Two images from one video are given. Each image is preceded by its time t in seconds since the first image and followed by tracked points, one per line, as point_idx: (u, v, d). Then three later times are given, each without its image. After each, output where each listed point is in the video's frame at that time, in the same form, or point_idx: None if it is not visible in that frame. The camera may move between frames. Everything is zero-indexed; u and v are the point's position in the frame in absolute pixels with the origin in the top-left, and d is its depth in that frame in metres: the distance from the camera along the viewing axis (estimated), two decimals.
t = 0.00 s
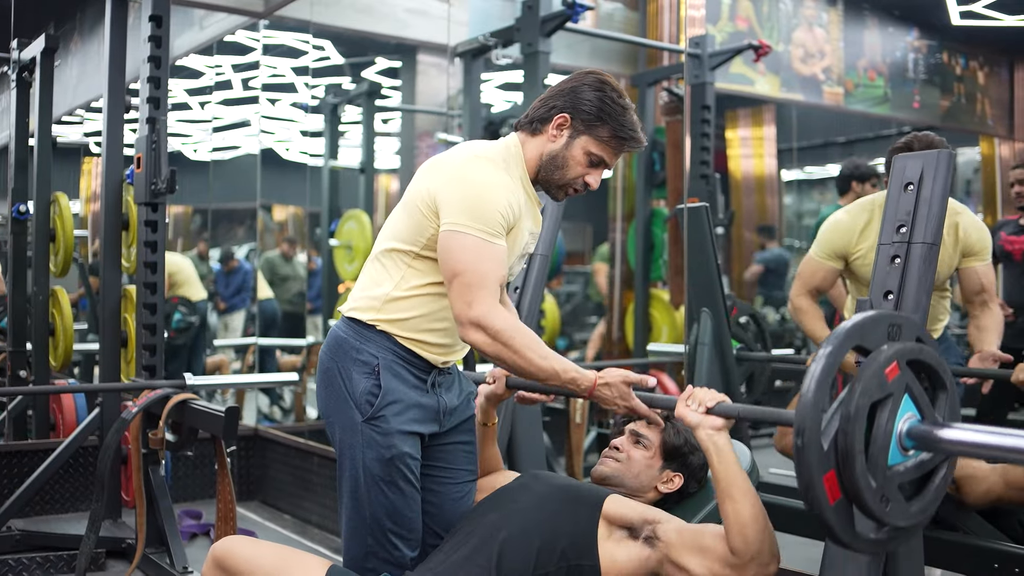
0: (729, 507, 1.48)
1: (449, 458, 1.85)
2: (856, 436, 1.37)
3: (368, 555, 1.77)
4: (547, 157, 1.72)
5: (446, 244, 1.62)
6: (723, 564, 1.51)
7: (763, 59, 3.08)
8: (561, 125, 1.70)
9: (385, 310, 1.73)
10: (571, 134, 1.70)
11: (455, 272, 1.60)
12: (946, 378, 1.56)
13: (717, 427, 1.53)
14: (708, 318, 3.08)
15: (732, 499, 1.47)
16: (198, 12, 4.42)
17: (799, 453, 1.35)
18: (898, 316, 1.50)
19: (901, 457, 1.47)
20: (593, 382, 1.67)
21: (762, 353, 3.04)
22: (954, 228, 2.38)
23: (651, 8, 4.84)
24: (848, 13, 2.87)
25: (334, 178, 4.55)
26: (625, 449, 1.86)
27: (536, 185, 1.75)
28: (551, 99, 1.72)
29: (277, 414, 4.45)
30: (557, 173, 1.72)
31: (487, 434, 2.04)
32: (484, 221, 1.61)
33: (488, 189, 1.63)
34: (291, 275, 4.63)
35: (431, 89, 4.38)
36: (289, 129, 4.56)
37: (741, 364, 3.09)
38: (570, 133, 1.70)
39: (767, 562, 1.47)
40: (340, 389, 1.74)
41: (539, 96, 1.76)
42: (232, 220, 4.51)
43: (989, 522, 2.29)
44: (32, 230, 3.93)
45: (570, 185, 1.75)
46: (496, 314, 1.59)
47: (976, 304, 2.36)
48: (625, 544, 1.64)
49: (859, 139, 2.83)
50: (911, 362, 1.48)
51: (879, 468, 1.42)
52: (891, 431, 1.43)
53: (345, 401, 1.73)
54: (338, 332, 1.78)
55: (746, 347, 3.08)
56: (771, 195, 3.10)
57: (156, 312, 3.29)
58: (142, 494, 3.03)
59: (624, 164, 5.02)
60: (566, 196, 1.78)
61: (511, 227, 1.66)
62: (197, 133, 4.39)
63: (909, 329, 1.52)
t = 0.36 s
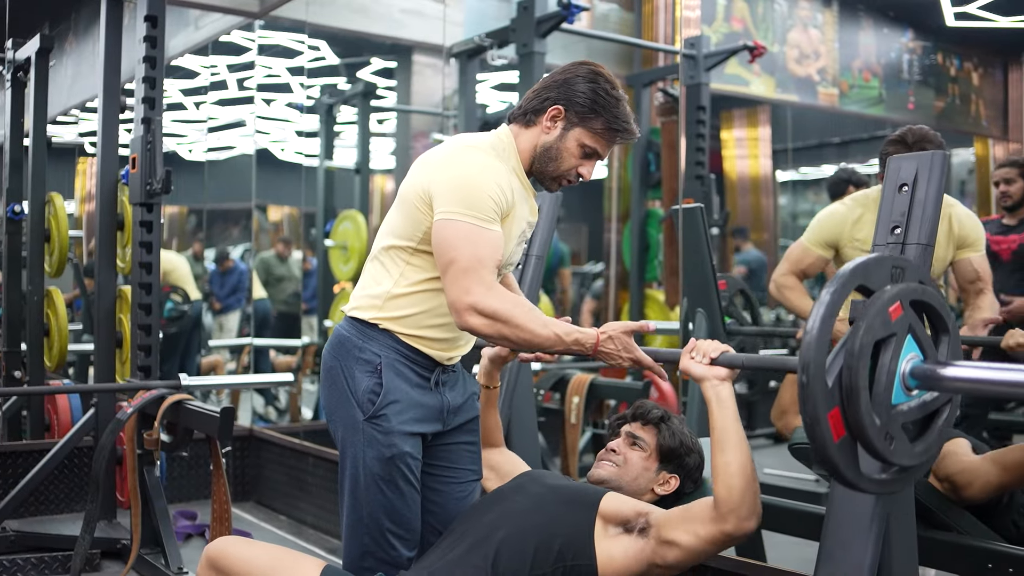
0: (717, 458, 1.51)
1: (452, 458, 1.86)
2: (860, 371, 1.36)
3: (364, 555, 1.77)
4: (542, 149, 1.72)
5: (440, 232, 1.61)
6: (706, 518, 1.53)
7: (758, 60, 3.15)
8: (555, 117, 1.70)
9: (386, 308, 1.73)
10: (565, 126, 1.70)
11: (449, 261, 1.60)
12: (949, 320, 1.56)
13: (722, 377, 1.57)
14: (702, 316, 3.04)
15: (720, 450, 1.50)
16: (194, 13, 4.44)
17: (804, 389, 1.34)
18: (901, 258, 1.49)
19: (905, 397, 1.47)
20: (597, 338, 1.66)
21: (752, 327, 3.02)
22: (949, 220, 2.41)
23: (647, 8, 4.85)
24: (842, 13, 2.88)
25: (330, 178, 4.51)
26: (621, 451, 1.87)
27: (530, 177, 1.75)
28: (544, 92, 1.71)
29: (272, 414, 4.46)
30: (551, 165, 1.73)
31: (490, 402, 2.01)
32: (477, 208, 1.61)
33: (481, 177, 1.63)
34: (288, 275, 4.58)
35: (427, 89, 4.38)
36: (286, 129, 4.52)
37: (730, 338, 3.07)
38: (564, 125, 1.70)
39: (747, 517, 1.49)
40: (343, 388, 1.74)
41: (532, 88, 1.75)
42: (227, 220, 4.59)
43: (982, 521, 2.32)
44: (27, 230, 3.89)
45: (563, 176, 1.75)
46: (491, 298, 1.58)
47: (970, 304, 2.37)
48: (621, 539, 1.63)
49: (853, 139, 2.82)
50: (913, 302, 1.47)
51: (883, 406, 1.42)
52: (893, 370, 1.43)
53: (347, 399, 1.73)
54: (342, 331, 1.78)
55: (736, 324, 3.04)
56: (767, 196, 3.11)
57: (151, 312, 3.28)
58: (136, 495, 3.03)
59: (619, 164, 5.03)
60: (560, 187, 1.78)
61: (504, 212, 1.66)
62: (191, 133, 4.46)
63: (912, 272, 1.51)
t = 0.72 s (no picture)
0: (699, 413, 1.52)
1: (451, 459, 1.86)
2: (856, 315, 1.38)
3: (360, 557, 1.77)
4: (528, 140, 1.73)
5: (428, 224, 1.61)
6: (682, 480, 1.53)
7: (751, 61, 3.14)
8: (541, 108, 1.71)
9: (386, 308, 1.73)
10: (552, 117, 1.71)
11: (439, 252, 1.59)
12: (940, 267, 1.59)
13: (718, 334, 1.58)
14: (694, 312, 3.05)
15: (704, 405, 1.51)
16: (187, 13, 4.55)
17: (799, 333, 1.35)
18: (894, 205, 1.50)
19: (899, 342, 1.49)
20: (590, 304, 1.64)
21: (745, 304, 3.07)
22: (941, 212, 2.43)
23: (640, 10, 4.85)
24: (836, 15, 2.87)
25: (323, 178, 4.46)
26: (614, 454, 1.87)
27: (517, 169, 1.75)
28: (528, 83, 1.72)
29: (266, 414, 4.43)
30: (538, 156, 1.73)
31: (485, 365, 2.01)
32: (465, 197, 1.60)
33: (468, 167, 1.62)
34: (281, 275, 4.54)
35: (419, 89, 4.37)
36: (278, 130, 4.51)
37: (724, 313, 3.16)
38: (550, 116, 1.71)
39: (717, 476, 1.49)
40: (343, 389, 1.74)
41: (518, 80, 1.76)
42: (221, 220, 4.58)
43: (973, 522, 2.27)
44: (20, 231, 3.87)
45: (550, 167, 1.75)
46: (482, 283, 1.57)
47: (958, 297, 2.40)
48: (610, 538, 1.61)
49: (846, 141, 2.81)
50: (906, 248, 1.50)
51: (877, 349, 1.44)
52: (888, 314, 1.45)
53: (347, 401, 1.73)
54: (343, 333, 1.78)
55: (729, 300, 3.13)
56: (760, 197, 3.06)
57: (145, 313, 3.27)
58: (130, 497, 3.02)
59: (613, 164, 5.04)
60: (547, 179, 1.78)
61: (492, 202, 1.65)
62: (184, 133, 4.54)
63: (908, 221, 1.52)
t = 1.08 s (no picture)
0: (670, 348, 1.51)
1: (451, 463, 1.86)
2: (849, 252, 1.37)
3: (358, 563, 1.77)
4: (514, 136, 1.73)
5: (418, 219, 1.61)
6: (648, 428, 1.54)
7: (745, 63, 3.16)
8: (526, 104, 1.71)
9: (385, 313, 1.73)
10: (537, 113, 1.71)
11: (430, 247, 1.58)
12: (932, 208, 1.59)
13: (709, 284, 1.54)
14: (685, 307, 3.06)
15: (675, 340, 1.50)
16: (181, 15, 4.59)
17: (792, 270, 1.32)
18: (886, 146, 1.49)
19: (892, 282, 1.49)
20: (582, 269, 1.63)
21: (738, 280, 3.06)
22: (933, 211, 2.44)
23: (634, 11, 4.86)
24: (830, 17, 2.92)
25: (318, 180, 4.44)
26: (607, 459, 1.87)
27: (504, 164, 1.75)
28: (513, 80, 1.72)
29: (261, 416, 4.44)
30: (525, 152, 1.73)
31: (483, 328, 2.06)
32: (452, 191, 1.60)
33: (454, 161, 1.62)
34: (275, 276, 4.54)
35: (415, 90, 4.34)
36: (273, 130, 4.51)
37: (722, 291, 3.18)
38: (536, 112, 1.71)
39: (675, 421, 1.51)
40: (344, 394, 1.75)
41: (504, 76, 1.76)
42: (215, 220, 4.62)
43: (968, 523, 2.31)
44: (14, 233, 3.85)
45: (536, 162, 1.76)
46: (471, 270, 1.56)
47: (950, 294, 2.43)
48: (604, 534, 1.62)
49: (840, 142, 2.87)
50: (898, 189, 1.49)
51: (871, 287, 1.43)
52: (880, 254, 1.45)
53: (348, 406, 1.73)
54: (344, 338, 1.78)
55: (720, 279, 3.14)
56: (754, 198, 3.10)
57: (140, 316, 3.26)
58: (125, 499, 3.01)
59: (608, 166, 5.06)
60: (533, 175, 1.79)
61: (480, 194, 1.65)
62: (178, 134, 4.55)
63: (899, 161, 1.52)
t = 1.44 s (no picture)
0: (663, 357, 1.51)
1: (445, 467, 1.86)
2: (837, 262, 1.37)
3: (353, 567, 1.77)
4: (506, 138, 1.73)
5: (412, 221, 1.61)
6: (644, 433, 1.54)
7: (740, 64, 3.26)
8: (519, 106, 1.71)
9: (380, 316, 1.73)
10: (529, 115, 1.71)
11: (424, 250, 1.58)
12: (920, 216, 1.59)
13: (704, 287, 1.54)
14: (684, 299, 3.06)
15: (668, 350, 1.50)
16: (177, 16, 4.48)
17: (781, 280, 1.33)
18: (875, 152, 1.49)
19: (880, 290, 1.48)
20: (577, 271, 1.65)
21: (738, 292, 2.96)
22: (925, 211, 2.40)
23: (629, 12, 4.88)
24: (824, 16, 2.89)
25: (313, 181, 4.45)
26: (603, 460, 1.88)
27: (496, 166, 1.75)
28: (505, 82, 1.73)
29: (257, 417, 4.45)
30: (517, 154, 1.74)
31: (483, 321, 2.06)
32: (445, 193, 1.60)
33: (446, 164, 1.62)
34: (270, 277, 4.53)
35: (410, 91, 4.39)
36: (268, 130, 4.51)
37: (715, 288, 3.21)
38: (528, 114, 1.71)
39: (669, 423, 1.51)
40: (340, 398, 1.74)
41: (496, 77, 1.76)
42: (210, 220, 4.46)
43: (963, 524, 2.33)
44: (9, 234, 3.84)
45: (528, 164, 1.76)
46: (467, 273, 1.56)
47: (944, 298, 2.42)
48: (597, 538, 1.63)
49: (834, 142, 2.85)
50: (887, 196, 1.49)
51: (859, 297, 1.43)
52: (869, 262, 1.44)
53: (344, 410, 1.73)
54: (339, 341, 1.78)
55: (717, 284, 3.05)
56: (748, 197, 3.18)
57: (135, 318, 3.26)
58: (122, 501, 3.00)
59: (603, 166, 5.08)
60: (525, 176, 1.79)
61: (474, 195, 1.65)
62: (174, 135, 4.46)
63: (888, 167, 1.52)
